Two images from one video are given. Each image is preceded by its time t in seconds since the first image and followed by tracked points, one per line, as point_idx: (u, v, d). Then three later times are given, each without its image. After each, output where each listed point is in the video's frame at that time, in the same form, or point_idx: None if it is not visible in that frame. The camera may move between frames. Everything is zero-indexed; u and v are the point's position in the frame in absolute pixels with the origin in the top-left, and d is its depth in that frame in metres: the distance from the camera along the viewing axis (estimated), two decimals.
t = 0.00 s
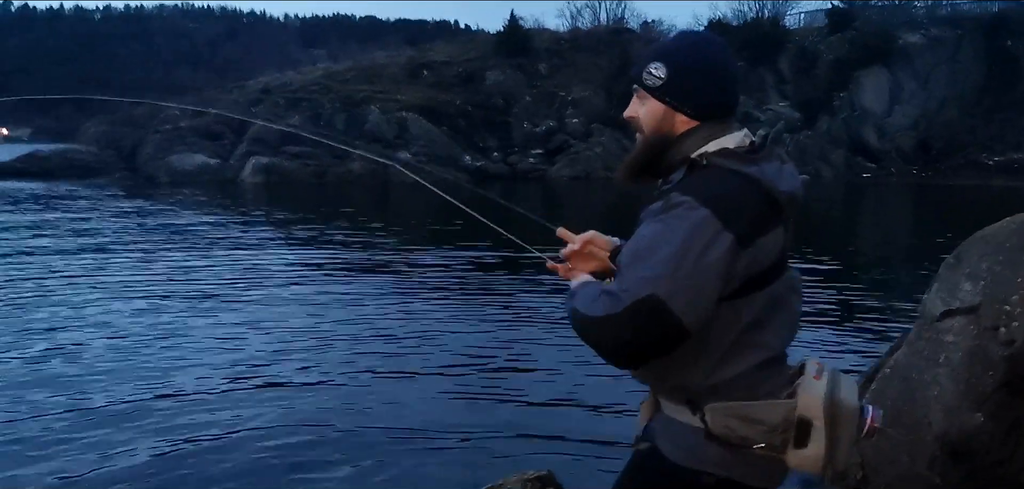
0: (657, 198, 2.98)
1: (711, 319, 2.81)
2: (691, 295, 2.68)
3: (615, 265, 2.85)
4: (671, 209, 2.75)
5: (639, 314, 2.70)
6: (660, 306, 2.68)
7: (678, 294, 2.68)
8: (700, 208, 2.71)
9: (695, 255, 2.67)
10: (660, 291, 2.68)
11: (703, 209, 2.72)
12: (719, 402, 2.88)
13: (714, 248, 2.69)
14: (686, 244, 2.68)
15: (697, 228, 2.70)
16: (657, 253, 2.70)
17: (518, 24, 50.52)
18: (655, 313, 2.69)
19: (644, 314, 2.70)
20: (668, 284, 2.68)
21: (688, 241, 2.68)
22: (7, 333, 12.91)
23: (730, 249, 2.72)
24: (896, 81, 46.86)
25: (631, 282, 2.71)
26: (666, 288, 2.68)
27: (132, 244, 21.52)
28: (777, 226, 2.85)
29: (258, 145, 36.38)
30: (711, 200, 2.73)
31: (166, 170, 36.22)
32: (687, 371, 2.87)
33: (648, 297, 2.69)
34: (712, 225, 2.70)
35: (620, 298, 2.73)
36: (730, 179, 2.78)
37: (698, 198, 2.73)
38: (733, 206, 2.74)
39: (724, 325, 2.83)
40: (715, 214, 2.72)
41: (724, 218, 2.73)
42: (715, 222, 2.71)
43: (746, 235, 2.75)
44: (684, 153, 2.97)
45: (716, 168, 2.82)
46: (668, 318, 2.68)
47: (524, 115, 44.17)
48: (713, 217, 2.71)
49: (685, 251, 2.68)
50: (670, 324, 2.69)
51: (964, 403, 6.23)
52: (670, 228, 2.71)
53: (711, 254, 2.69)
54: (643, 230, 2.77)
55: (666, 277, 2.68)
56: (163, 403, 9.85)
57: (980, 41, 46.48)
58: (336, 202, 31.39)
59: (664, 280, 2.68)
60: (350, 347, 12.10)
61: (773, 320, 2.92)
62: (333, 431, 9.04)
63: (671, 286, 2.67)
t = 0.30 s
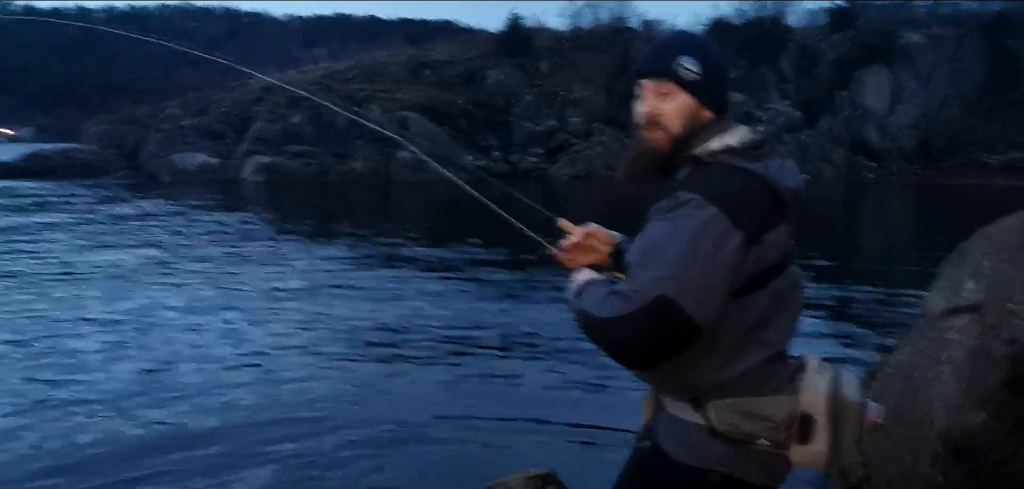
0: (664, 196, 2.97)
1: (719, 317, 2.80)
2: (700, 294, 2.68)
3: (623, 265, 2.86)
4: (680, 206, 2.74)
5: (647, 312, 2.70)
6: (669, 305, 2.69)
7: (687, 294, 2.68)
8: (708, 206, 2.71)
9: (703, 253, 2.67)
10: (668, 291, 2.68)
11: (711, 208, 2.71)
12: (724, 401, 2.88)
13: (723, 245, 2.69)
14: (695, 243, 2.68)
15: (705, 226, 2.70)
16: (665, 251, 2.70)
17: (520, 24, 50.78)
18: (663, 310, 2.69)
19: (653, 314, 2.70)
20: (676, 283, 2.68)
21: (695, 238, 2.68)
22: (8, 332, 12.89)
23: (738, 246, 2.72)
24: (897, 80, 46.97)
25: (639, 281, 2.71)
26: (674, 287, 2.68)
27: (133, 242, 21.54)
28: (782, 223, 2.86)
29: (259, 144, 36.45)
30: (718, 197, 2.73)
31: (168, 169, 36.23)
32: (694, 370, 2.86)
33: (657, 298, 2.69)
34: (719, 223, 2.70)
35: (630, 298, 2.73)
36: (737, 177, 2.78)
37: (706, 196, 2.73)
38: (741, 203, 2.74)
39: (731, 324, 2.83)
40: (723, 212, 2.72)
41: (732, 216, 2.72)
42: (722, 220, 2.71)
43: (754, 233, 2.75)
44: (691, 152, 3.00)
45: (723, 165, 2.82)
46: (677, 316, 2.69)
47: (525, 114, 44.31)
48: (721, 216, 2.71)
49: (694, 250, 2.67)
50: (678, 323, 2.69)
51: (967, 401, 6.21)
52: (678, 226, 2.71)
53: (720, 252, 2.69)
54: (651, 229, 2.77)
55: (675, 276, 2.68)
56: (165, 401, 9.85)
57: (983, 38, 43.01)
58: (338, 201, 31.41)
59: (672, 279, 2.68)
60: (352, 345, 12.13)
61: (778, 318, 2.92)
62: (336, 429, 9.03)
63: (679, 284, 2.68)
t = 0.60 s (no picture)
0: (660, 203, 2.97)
1: (717, 325, 2.81)
2: (698, 302, 2.68)
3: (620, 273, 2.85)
4: (676, 215, 2.74)
5: (645, 321, 2.70)
6: (666, 313, 2.68)
7: (685, 302, 2.67)
8: (706, 214, 2.71)
9: (701, 259, 2.67)
10: (665, 299, 2.68)
11: (709, 217, 2.71)
12: (721, 407, 2.88)
13: (720, 252, 2.69)
14: (693, 252, 2.68)
15: (704, 234, 2.70)
16: (663, 259, 2.69)
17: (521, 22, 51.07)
18: (659, 318, 2.69)
19: (651, 322, 2.70)
20: (674, 292, 2.67)
21: (694, 246, 2.68)
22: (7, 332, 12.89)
23: (736, 254, 2.72)
24: (897, 80, 47.03)
25: (636, 289, 2.70)
26: (672, 295, 2.67)
27: (132, 241, 21.59)
28: (780, 231, 2.85)
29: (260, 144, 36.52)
30: (716, 206, 2.73)
31: (169, 168, 36.31)
32: (692, 376, 2.87)
33: (653, 306, 2.69)
34: (717, 231, 2.69)
35: (627, 306, 2.72)
36: (735, 185, 2.78)
37: (704, 205, 2.73)
38: (738, 213, 2.74)
39: (729, 330, 2.83)
40: (721, 220, 2.71)
41: (728, 224, 2.72)
42: (721, 228, 2.71)
43: (751, 241, 2.75)
44: (690, 158, 2.98)
45: (722, 174, 2.81)
46: (674, 325, 2.69)
47: (526, 114, 44.47)
48: (719, 225, 2.71)
49: (692, 259, 2.67)
50: (676, 332, 2.69)
51: (968, 404, 6.25)
52: (675, 234, 2.71)
53: (718, 258, 2.68)
54: (647, 236, 2.76)
55: (672, 285, 2.67)
56: (164, 402, 9.85)
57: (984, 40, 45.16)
58: (339, 200, 31.46)
59: (669, 288, 2.68)
60: (352, 345, 12.17)
61: (777, 323, 2.92)
62: (334, 432, 9.02)
63: (676, 293, 2.67)
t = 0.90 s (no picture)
0: (655, 204, 2.99)
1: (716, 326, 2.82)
2: (695, 302, 2.70)
3: (618, 273, 2.86)
4: (671, 215, 2.76)
5: (644, 322, 2.71)
6: (664, 314, 2.70)
7: (683, 301, 2.69)
8: (701, 214, 2.73)
9: (698, 259, 2.69)
10: (663, 300, 2.70)
11: (704, 217, 2.73)
12: (721, 408, 2.89)
13: (716, 252, 2.71)
14: (691, 251, 2.69)
15: (702, 233, 2.71)
16: (660, 260, 2.71)
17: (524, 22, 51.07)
18: (657, 320, 2.71)
19: (650, 323, 2.71)
20: (672, 292, 2.69)
21: (691, 246, 2.70)
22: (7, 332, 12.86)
23: (733, 253, 2.73)
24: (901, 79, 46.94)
25: (633, 291, 2.73)
26: (670, 296, 2.69)
27: (134, 241, 21.59)
28: (776, 230, 2.87)
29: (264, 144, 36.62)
30: (711, 205, 2.74)
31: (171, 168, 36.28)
32: (692, 378, 2.89)
33: (652, 307, 2.70)
34: (713, 232, 2.71)
35: (625, 308, 2.74)
36: (730, 184, 2.80)
37: (700, 204, 2.74)
38: (734, 212, 2.76)
39: (727, 332, 2.85)
40: (716, 219, 2.73)
41: (724, 224, 2.74)
42: (715, 228, 2.73)
43: (747, 240, 2.77)
44: (684, 157, 2.99)
45: (716, 174, 2.83)
46: (673, 326, 2.71)
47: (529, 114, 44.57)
48: (714, 225, 2.73)
49: (689, 260, 2.69)
50: (676, 332, 2.71)
51: (971, 405, 6.25)
52: (671, 234, 2.73)
53: (715, 257, 2.70)
54: (644, 238, 2.78)
55: (670, 284, 2.70)
56: (167, 401, 9.87)
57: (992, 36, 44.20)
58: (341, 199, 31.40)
59: (666, 289, 2.70)
60: (355, 345, 12.19)
61: (775, 324, 2.94)
62: (334, 432, 9.00)
63: (674, 293, 2.69)
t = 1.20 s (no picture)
0: (655, 199, 2.99)
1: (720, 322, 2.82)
2: (698, 298, 2.69)
3: (621, 271, 2.86)
4: (673, 211, 2.75)
5: (648, 321, 2.71)
6: (667, 311, 2.70)
7: (686, 299, 2.69)
8: (701, 210, 2.73)
9: (699, 255, 2.69)
10: (667, 297, 2.69)
11: (705, 212, 2.72)
12: (726, 405, 2.89)
13: (718, 248, 2.71)
14: (693, 247, 2.69)
15: (704, 228, 2.71)
16: (662, 258, 2.71)
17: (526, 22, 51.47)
18: (661, 318, 2.70)
19: (654, 322, 2.71)
20: (675, 289, 2.69)
21: (693, 242, 2.70)
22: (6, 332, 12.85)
23: (735, 248, 2.73)
24: (903, 79, 47.09)
25: (635, 289, 2.73)
26: (674, 294, 2.69)
27: (134, 240, 21.65)
28: (777, 224, 2.86)
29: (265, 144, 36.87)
30: (711, 200, 2.74)
31: (174, 168, 36.48)
32: (696, 375, 2.88)
33: (657, 305, 2.70)
34: (715, 226, 2.71)
35: (628, 307, 2.74)
36: (729, 177, 2.79)
37: (701, 199, 2.74)
38: (736, 206, 2.75)
39: (731, 327, 2.85)
40: (717, 215, 2.73)
41: (727, 218, 2.73)
42: (718, 223, 2.72)
43: (749, 234, 2.77)
44: (683, 152, 2.99)
45: (715, 167, 2.82)
46: (677, 323, 2.70)
47: (531, 113, 44.87)
48: (715, 220, 2.72)
49: (690, 256, 2.69)
50: (679, 330, 2.71)
51: (974, 401, 6.23)
52: (673, 231, 2.72)
53: (716, 253, 2.70)
54: (646, 235, 2.78)
55: (673, 281, 2.69)
56: (169, 399, 9.90)
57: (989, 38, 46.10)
58: (343, 199, 31.51)
59: (669, 285, 2.69)
60: (355, 344, 12.21)
61: (778, 319, 2.94)
62: (335, 429, 9.02)
63: (677, 291, 2.69)
